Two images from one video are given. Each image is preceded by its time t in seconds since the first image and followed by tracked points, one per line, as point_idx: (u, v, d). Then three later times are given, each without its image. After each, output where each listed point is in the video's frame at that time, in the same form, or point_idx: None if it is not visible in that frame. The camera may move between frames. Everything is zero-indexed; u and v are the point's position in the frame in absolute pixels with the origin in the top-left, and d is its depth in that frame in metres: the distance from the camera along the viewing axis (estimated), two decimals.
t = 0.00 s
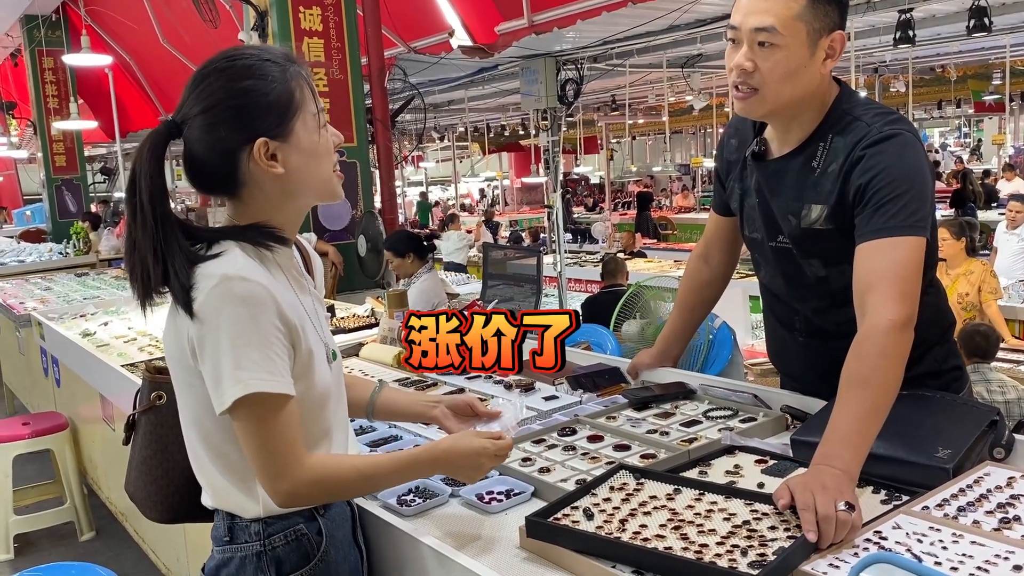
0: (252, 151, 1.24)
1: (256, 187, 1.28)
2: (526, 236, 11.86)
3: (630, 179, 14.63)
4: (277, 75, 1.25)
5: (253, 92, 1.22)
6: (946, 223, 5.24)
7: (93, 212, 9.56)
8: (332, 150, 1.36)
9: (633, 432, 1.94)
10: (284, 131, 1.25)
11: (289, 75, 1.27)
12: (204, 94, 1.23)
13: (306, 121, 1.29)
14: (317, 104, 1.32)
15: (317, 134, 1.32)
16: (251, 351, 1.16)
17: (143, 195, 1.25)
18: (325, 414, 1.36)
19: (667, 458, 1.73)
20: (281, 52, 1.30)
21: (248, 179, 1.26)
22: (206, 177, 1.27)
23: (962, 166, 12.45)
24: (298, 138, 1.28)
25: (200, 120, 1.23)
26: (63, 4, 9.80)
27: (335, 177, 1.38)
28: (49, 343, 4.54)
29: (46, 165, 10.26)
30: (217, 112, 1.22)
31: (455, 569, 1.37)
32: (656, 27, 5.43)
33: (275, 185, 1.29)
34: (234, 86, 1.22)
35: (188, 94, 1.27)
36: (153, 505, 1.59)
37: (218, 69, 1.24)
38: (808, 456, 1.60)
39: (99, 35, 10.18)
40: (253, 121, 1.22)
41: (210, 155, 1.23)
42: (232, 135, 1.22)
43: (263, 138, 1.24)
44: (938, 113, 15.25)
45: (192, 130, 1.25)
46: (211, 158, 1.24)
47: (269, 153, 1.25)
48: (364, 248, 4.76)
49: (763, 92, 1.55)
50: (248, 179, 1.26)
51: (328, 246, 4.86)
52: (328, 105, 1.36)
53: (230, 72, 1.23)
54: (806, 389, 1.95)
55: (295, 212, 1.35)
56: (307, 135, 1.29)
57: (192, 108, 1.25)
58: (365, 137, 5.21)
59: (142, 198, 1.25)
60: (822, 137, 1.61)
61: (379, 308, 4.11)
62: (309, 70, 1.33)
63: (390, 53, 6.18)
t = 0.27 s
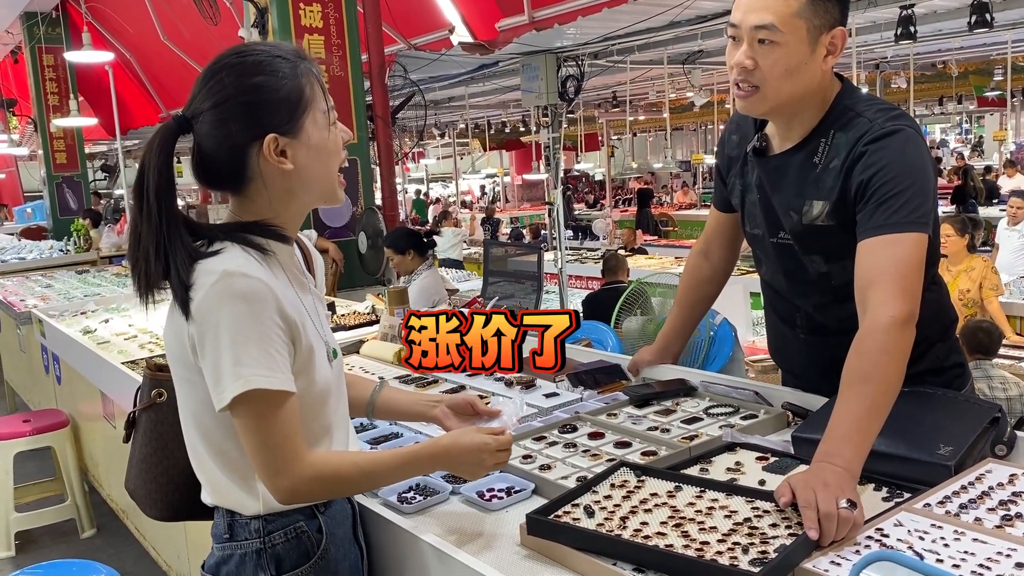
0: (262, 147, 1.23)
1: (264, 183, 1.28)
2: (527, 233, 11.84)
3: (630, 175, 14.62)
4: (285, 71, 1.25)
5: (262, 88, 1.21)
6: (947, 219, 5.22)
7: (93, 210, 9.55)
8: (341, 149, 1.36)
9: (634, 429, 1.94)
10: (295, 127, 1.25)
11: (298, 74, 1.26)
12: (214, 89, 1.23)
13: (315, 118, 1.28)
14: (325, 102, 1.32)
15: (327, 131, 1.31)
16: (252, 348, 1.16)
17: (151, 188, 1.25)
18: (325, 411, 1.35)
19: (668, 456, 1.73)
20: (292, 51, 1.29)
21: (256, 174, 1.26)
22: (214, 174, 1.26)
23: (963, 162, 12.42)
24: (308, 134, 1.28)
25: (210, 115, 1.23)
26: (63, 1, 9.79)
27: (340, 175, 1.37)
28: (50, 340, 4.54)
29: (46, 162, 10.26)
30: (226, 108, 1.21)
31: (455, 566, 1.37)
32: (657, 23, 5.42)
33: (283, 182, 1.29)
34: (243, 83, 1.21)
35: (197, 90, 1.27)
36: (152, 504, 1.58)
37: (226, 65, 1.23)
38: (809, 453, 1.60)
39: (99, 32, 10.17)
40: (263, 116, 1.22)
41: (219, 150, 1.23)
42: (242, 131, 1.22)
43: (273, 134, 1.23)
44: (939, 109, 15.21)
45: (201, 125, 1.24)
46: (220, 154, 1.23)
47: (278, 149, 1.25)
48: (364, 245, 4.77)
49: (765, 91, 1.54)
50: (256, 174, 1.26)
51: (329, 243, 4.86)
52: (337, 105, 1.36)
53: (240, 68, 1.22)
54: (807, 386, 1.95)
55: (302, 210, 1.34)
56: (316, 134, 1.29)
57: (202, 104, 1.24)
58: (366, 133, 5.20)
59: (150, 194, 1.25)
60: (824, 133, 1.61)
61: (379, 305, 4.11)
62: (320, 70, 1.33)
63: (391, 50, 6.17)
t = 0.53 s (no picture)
0: (265, 144, 1.23)
1: (267, 181, 1.27)
2: (528, 230, 11.83)
3: (631, 173, 14.60)
4: (287, 68, 1.24)
5: (264, 85, 1.21)
6: (949, 217, 5.21)
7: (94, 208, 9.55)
8: (343, 147, 1.35)
9: (635, 427, 1.93)
10: (298, 125, 1.25)
11: (301, 72, 1.26)
12: (217, 86, 1.22)
13: (318, 115, 1.28)
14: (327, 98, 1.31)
15: (329, 130, 1.31)
16: (252, 343, 1.15)
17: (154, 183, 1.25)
18: (326, 408, 1.35)
19: (670, 453, 1.73)
20: (296, 49, 1.29)
21: (258, 171, 1.25)
22: (216, 170, 1.26)
23: (964, 159, 12.39)
24: (310, 132, 1.27)
25: (213, 111, 1.22)
26: None
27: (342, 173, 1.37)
28: (51, 338, 4.54)
29: (47, 160, 10.25)
30: (229, 104, 1.21)
31: (455, 564, 1.37)
32: (658, 20, 5.41)
33: (285, 180, 1.28)
34: (246, 80, 1.21)
35: (199, 86, 1.26)
36: (154, 501, 1.58)
37: (229, 62, 1.23)
38: (812, 451, 1.60)
39: (99, 30, 10.15)
40: (265, 113, 1.21)
41: (221, 146, 1.23)
42: (244, 127, 1.21)
43: (276, 131, 1.23)
44: (940, 106, 15.17)
45: (204, 121, 1.24)
46: (222, 150, 1.23)
47: (281, 147, 1.24)
48: (365, 243, 4.77)
49: (764, 103, 1.53)
50: (259, 172, 1.25)
51: (329, 241, 4.86)
52: (340, 103, 1.35)
53: (244, 64, 1.22)
54: (809, 384, 1.94)
55: (304, 207, 1.34)
56: (319, 132, 1.28)
57: (205, 100, 1.24)
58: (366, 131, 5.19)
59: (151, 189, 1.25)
60: (825, 130, 1.60)
61: (380, 303, 4.11)
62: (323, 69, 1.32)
63: (391, 48, 6.16)
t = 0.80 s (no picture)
0: (264, 142, 1.23)
1: (266, 179, 1.27)
2: (528, 229, 11.83)
3: (632, 171, 14.58)
4: (288, 66, 1.24)
5: (266, 84, 1.21)
6: (951, 215, 5.20)
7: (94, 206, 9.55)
8: (343, 146, 1.35)
9: (636, 425, 1.93)
10: (298, 123, 1.25)
11: (302, 70, 1.26)
12: (218, 83, 1.22)
13: (318, 114, 1.28)
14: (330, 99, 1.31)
15: (329, 129, 1.31)
16: (252, 343, 1.15)
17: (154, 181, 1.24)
18: (325, 406, 1.35)
19: (671, 451, 1.73)
20: (297, 48, 1.29)
21: (257, 170, 1.25)
22: (216, 168, 1.26)
23: (965, 158, 12.38)
24: (310, 131, 1.27)
25: (213, 109, 1.22)
26: None
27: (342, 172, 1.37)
28: (52, 337, 4.54)
29: (47, 159, 10.25)
30: (229, 101, 1.21)
31: (457, 563, 1.37)
32: (659, 19, 5.40)
33: (284, 179, 1.28)
34: (247, 78, 1.21)
35: (200, 83, 1.26)
36: (154, 498, 1.58)
37: (229, 60, 1.23)
38: (813, 450, 1.60)
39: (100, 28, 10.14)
40: (265, 111, 1.21)
41: (221, 144, 1.23)
42: (244, 125, 1.21)
43: (276, 130, 1.23)
44: (941, 104, 15.14)
45: (204, 119, 1.24)
46: (222, 148, 1.23)
47: (282, 145, 1.24)
48: (365, 242, 4.76)
49: (763, 100, 1.53)
50: (258, 170, 1.25)
51: (330, 240, 4.86)
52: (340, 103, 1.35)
53: (244, 63, 1.22)
54: (810, 382, 1.94)
55: (304, 206, 1.34)
56: (319, 131, 1.28)
57: (206, 97, 1.24)
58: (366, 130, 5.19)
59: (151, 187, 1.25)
60: (824, 127, 1.60)
61: (381, 302, 4.11)
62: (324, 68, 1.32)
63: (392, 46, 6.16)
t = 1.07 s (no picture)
0: (265, 142, 1.23)
1: (267, 179, 1.27)
2: (529, 228, 11.83)
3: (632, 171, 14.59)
4: (289, 65, 1.25)
5: (267, 84, 1.21)
6: (951, 215, 5.20)
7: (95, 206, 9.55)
8: (344, 146, 1.35)
9: (637, 424, 1.93)
10: (298, 122, 1.25)
11: (303, 70, 1.26)
12: (219, 83, 1.23)
13: (319, 114, 1.28)
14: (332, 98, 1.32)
15: (330, 129, 1.31)
16: (253, 343, 1.15)
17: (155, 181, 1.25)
18: (326, 406, 1.35)
19: (673, 450, 1.73)
20: (298, 49, 1.29)
21: (258, 169, 1.25)
22: (217, 168, 1.26)
23: (966, 158, 12.38)
24: (312, 131, 1.27)
25: (215, 108, 1.22)
26: None
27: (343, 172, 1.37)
28: (53, 336, 4.55)
29: (48, 158, 10.26)
30: (231, 100, 1.21)
31: (459, 562, 1.37)
32: (660, 18, 5.40)
33: (285, 178, 1.28)
34: (248, 78, 1.21)
35: (201, 83, 1.26)
36: (156, 497, 1.58)
37: (230, 60, 1.23)
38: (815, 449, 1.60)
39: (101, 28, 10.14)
40: (266, 111, 1.21)
41: (222, 143, 1.23)
42: (245, 124, 1.21)
43: (276, 130, 1.23)
44: (941, 104, 15.15)
45: (205, 119, 1.24)
46: (223, 148, 1.23)
47: (283, 145, 1.24)
48: (367, 241, 4.76)
49: (757, 98, 1.53)
50: (259, 170, 1.26)
51: (331, 239, 4.86)
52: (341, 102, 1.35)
53: (245, 62, 1.22)
54: (812, 381, 1.94)
55: (305, 206, 1.34)
56: (320, 132, 1.28)
57: (207, 97, 1.24)
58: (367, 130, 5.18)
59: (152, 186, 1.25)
60: (821, 123, 1.60)
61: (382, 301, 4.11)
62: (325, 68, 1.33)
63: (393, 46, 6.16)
